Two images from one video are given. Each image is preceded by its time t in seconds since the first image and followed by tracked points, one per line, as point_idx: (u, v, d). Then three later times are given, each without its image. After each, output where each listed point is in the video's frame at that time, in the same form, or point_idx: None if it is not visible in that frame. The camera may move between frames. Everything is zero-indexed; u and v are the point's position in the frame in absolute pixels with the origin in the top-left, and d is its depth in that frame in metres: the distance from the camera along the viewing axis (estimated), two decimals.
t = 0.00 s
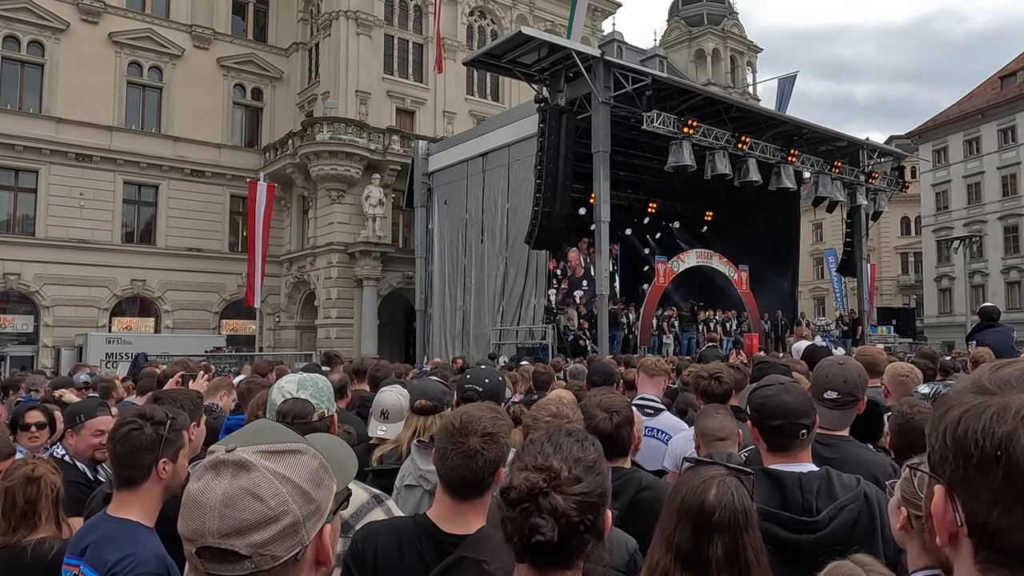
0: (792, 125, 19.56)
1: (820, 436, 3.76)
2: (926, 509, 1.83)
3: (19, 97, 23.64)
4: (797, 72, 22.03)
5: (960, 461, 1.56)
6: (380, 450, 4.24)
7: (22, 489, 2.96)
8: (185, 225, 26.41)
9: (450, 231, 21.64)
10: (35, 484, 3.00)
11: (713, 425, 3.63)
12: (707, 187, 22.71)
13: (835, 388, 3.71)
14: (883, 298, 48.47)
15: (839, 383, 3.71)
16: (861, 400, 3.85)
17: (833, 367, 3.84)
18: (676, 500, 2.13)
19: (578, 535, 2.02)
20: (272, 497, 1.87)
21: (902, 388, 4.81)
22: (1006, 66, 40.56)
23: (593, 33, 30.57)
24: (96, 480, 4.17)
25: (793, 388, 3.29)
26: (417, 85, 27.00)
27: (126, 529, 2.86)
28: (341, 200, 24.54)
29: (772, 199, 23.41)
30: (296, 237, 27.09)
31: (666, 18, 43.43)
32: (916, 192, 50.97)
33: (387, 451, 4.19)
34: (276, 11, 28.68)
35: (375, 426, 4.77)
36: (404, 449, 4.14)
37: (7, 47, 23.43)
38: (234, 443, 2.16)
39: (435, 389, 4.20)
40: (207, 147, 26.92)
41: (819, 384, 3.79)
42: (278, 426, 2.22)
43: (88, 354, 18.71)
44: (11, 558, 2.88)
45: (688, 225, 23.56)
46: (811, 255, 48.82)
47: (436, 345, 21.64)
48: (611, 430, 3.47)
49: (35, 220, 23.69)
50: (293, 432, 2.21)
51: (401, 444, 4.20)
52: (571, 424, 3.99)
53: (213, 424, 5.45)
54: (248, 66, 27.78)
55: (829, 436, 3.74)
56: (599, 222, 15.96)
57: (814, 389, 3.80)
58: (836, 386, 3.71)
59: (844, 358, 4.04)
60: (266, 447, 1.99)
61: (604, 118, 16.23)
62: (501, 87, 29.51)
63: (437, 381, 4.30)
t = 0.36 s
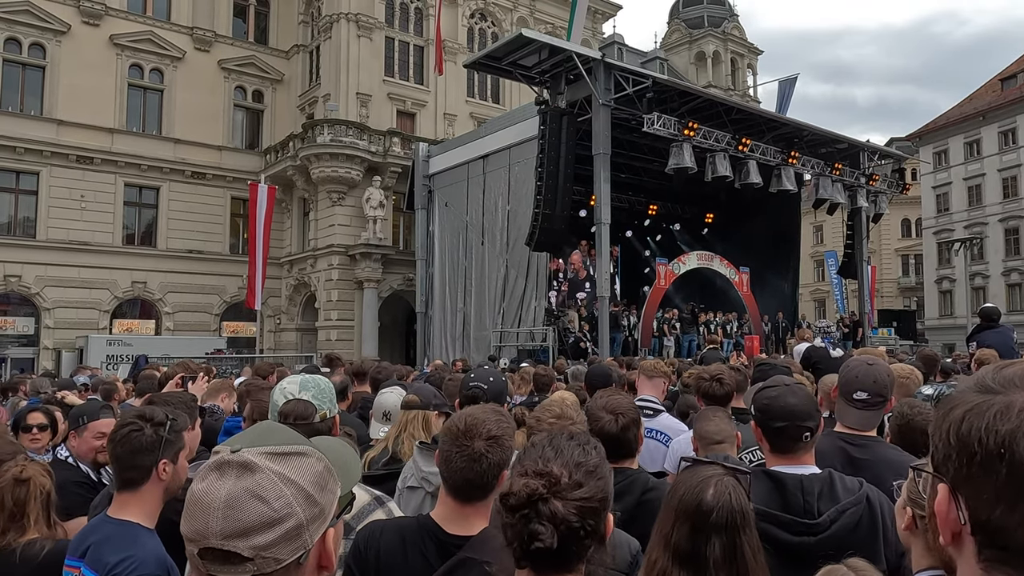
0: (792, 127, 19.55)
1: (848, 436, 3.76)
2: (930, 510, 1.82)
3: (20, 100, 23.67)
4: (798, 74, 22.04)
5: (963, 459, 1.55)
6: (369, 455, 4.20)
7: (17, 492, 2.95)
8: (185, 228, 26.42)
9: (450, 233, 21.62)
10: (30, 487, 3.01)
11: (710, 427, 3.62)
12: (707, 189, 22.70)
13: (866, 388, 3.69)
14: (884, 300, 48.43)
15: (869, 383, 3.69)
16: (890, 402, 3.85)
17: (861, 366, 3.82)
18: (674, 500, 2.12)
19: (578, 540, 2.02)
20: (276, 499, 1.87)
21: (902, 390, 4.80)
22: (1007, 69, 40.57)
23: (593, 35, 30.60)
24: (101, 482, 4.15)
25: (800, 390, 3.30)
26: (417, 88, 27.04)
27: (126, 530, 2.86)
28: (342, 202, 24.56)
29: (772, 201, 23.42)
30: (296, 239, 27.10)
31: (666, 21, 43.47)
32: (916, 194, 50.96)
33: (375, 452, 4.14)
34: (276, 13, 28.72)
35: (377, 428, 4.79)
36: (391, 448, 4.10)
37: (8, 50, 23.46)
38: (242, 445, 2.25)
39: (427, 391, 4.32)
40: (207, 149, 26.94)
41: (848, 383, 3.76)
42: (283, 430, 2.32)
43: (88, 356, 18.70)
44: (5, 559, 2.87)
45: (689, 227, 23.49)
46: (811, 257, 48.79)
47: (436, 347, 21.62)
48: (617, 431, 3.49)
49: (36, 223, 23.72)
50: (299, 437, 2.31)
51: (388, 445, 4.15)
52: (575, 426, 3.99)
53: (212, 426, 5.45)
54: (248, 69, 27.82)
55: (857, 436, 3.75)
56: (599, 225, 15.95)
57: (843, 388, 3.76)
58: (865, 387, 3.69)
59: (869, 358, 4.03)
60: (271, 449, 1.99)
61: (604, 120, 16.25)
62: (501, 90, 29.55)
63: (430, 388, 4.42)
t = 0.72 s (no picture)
0: (794, 127, 19.54)
1: (860, 437, 3.76)
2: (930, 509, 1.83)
3: (23, 101, 23.73)
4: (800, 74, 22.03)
5: (959, 456, 1.55)
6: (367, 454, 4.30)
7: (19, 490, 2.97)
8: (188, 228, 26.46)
9: (453, 234, 21.61)
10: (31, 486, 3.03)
11: (721, 427, 3.61)
12: (709, 190, 22.69)
13: (878, 389, 3.70)
14: (886, 301, 48.35)
15: (882, 384, 3.70)
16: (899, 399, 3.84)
17: (872, 367, 3.83)
18: (673, 499, 2.11)
19: (582, 542, 2.02)
20: (283, 497, 1.87)
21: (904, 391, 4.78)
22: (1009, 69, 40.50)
23: (595, 35, 30.60)
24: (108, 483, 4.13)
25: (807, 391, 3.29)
26: (420, 88, 27.08)
27: (129, 530, 2.86)
28: (344, 203, 24.59)
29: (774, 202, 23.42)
30: (298, 239, 27.12)
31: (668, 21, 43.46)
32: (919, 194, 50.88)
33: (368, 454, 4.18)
34: (279, 14, 28.75)
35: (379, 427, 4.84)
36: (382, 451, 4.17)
37: (11, 51, 23.54)
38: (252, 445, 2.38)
39: (423, 392, 4.24)
40: (210, 150, 26.97)
41: (861, 384, 3.75)
42: (291, 431, 2.49)
43: (91, 356, 18.73)
44: (5, 557, 2.88)
45: (691, 227, 23.35)
46: (813, 257, 48.75)
47: (439, 348, 21.60)
48: (635, 434, 3.45)
49: (39, 223, 23.78)
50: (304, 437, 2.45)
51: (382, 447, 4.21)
52: (580, 427, 3.99)
53: (214, 426, 5.47)
54: (250, 70, 27.85)
55: (869, 436, 3.75)
56: (602, 225, 15.93)
57: (855, 388, 3.76)
58: (878, 387, 3.69)
59: (880, 358, 4.05)
60: (278, 448, 2.00)
61: (606, 121, 16.24)
62: (503, 90, 29.58)
63: (428, 388, 4.35)
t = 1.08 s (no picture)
0: (796, 128, 19.52)
1: (853, 436, 3.77)
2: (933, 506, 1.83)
3: (26, 103, 23.78)
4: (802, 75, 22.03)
5: (963, 453, 1.55)
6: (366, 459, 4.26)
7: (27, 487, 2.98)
8: (191, 229, 26.49)
9: (455, 235, 21.62)
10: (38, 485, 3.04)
11: (726, 428, 3.60)
12: (711, 190, 22.66)
13: (872, 389, 3.66)
14: (888, 302, 48.28)
15: (876, 385, 3.66)
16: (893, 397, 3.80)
17: (866, 367, 3.78)
18: (679, 499, 2.11)
19: (590, 539, 2.02)
20: (292, 490, 1.87)
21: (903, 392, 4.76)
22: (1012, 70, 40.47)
23: (597, 37, 30.62)
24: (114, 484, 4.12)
25: (811, 392, 3.27)
26: (422, 90, 27.15)
27: (134, 529, 2.87)
28: (346, 205, 24.60)
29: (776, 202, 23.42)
30: (301, 241, 27.15)
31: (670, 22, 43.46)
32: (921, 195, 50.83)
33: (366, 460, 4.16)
34: (281, 15, 28.80)
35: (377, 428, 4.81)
36: (382, 456, 4.14)
37: (14, 53, 23.61)
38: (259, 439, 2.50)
39: (417, 393, 4.19)
40: (212, 151, 27.01)
41: (854, 384, 3.72)
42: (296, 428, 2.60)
43: (94, 357, 18.74)
44: (8, 557, 2.88)
45: (694, 228, 23.18)
46: (816, 258, 48.71)
47: (441, 349, 21.60)
48: (661, 436, 3.42)
49: (42, 225, 23.83)
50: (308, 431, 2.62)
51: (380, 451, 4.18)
52: (586, 426, 4.00)
53: (216, 426, 5.48)
54: (253, 71, 27.88)
55: (862, 436, 3.75)
56: (604, 226, 15.93)
57: (848, 389, 3.73)
58: (872, 388, 3.66)
59: (873, 356, 4.00)
60: (288, 442, 2.00)
61: (609, 121, 16.24)
62: (504, 92, 29.60)
63: (422, 387, 4.29)
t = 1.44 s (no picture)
0: (800, 129, 19.50)
1: (848, 437, 3.76)
2: (943, 508, 1.81)
3: (30, 105, 23.86)
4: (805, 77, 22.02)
5: (973, 453, 1.54)
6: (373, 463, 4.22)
7: (34, 486, 2.97)
8: (195, 231, 26.54)
9: (457, 237, 21.62)
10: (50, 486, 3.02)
11: (727, 429, 3.59)
12: (715, 191, 22.62)
13: (866, 390, 3.63)
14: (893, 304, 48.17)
15: (869, 386, 3.63)
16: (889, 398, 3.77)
17: (860, 366, 3.74)
18: (682, 500, 2.11)
19: (599, 540, 2.02)
20: (295, 486, 1.87)
21: (909, 395, 4.71)
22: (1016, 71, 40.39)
23: (600, 38, 30.64)
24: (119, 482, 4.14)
25: (814, 391, 3.26)
26: (425, 91, 27.20)
27: (139, 529, 2.87)
28: (349, 206, 24.62)
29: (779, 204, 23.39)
30: (304, 242, 27.18)
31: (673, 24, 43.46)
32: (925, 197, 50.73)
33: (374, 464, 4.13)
34: (284, 18, 28.88)
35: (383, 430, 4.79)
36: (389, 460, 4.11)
37: (19, 56, 23.70)
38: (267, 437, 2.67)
39: (420, 396, 4.17)
40: (216, 153, 27.05)
41: (849, 385, 3.69)
42: (303, 429, 2.74)
43: (98, 359, 18.76)
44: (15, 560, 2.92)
45: (696, 230, 23.25)
46: (819, 260, 48.64)
47: (443, 351, 21.60)
48: (673, 438, 3.42)
49: (47, 227, 23.90)
50: (312, 429, 2.78)
51: (386, 456, 4.16)
52: (590, 425, 3.99)
53: (220, 428, 5.47)
54: (257, 73, 27.93)
55: (857, 437, 3.73)
56: (607, 228, 15.92)
57: (842, 389, 3.71)
58: (865, 389, 3.63)
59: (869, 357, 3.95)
60: (293, 439, 2.01)
61: (611, 123, 16.24)
62: (508, 94, 29.61)
63: (425, 389, 4.28)
